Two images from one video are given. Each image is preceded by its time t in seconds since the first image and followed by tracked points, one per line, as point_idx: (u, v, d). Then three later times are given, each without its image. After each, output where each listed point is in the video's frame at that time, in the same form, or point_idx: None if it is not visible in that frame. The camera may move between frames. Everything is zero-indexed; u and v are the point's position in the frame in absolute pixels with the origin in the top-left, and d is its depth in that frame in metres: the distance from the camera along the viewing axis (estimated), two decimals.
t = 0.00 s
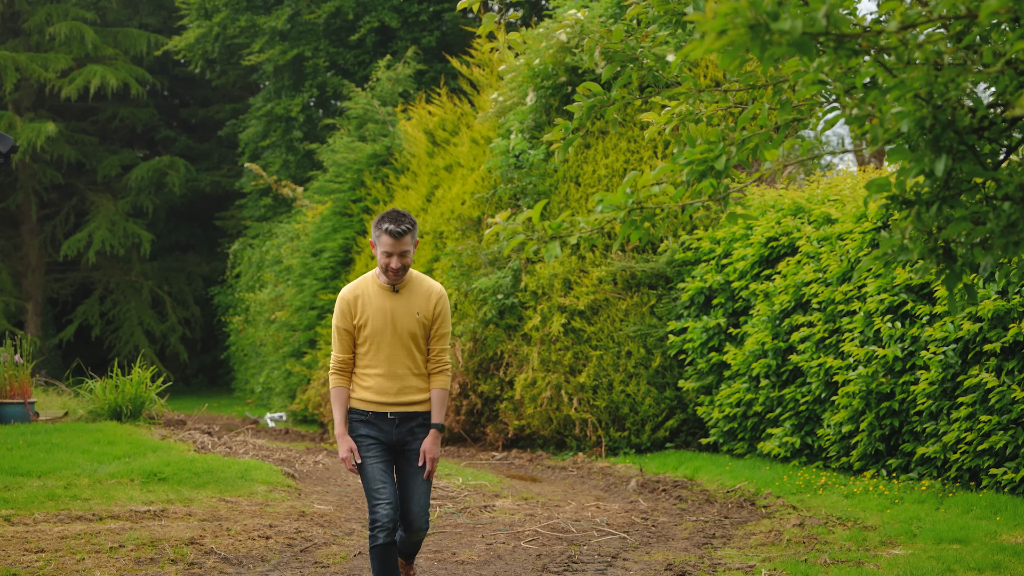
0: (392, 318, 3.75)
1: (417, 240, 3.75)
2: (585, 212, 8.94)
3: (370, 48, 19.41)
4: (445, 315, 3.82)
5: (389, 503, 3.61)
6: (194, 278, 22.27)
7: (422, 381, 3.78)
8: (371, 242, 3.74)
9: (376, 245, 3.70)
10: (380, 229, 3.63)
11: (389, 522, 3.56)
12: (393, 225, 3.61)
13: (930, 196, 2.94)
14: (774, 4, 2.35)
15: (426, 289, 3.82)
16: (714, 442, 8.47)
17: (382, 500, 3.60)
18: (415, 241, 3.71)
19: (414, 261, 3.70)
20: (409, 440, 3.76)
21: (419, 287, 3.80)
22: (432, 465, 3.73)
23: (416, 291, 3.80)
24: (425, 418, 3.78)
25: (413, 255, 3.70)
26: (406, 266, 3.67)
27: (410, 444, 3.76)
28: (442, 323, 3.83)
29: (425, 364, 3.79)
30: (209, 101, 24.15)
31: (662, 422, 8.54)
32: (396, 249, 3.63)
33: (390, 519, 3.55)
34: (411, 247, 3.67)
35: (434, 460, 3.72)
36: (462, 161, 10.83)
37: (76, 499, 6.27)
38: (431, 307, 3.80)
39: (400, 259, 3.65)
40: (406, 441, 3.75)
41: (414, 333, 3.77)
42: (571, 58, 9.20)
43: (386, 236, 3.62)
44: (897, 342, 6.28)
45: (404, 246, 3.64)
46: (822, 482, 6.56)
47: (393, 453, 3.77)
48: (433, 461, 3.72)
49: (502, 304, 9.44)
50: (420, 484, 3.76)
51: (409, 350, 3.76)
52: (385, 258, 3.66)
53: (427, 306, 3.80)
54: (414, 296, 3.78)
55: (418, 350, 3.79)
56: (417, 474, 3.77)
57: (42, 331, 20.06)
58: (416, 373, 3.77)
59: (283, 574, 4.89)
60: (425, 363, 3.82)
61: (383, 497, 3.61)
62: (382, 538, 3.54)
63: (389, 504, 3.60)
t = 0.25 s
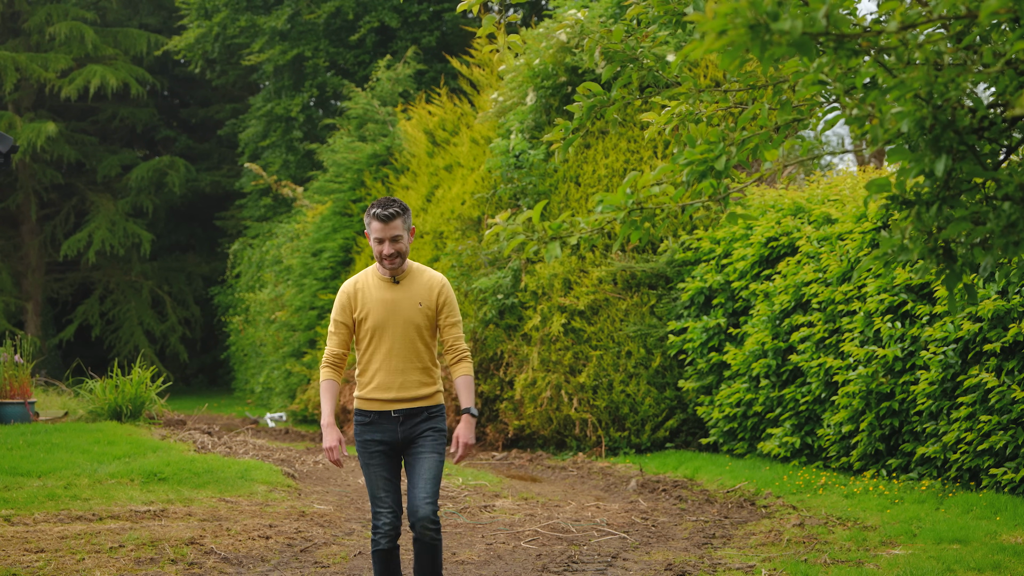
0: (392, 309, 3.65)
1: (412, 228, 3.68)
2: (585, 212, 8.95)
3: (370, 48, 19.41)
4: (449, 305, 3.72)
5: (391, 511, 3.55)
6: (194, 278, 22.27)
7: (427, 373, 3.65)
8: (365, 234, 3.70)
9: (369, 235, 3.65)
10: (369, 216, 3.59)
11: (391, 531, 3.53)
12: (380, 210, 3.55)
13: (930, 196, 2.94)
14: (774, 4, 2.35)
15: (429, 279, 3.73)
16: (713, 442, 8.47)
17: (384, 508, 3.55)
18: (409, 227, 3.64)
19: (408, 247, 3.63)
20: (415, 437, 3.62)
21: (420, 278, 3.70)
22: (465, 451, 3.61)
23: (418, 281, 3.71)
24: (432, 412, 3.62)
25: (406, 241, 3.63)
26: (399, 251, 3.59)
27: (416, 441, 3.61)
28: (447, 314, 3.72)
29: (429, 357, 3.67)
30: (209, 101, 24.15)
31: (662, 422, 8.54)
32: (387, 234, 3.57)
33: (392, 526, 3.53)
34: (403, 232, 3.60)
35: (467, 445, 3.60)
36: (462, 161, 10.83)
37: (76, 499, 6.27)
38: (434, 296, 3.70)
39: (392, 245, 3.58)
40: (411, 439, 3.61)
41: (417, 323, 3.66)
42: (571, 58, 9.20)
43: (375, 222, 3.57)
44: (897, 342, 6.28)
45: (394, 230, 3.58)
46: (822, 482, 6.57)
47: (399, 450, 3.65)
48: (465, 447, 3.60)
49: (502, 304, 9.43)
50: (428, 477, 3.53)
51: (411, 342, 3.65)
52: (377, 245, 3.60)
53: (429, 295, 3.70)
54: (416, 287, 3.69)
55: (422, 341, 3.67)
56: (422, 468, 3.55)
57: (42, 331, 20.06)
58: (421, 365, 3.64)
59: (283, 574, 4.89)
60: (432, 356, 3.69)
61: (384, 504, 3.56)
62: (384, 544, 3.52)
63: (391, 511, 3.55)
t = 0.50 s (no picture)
0: (402, 318, 3.49)
1: (421, 232, 3.56)
2: (585, 212, 8.96)
3: (370, 48, 19.41)
4: (464, 314, 3.52)
5: (394, 528, 3.46)
6: (194, 278, 22.27)
7: (437, 387, 3.46)
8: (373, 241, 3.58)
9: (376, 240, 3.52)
10: (376, 219, 3.47)
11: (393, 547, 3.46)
12: (386, 209, 3.45)
13: (930, 196, 2.95)
14: (774, 4, 2.35)
15: (444, 286, 3.54)
16: (714, 442, 8.47)
17: (387, 524, 3.46)
18: (417, 230, 3.52)
19: (417, 250, 3.49)
20: (424, 455, 3.44)
21: (434, 286, 3.52)
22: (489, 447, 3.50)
23: (432, 288, 3.52)
24: (441, 429, 3.44)
25: (413, 243, 3.49)
26: (407, 253, 3.45)
27: (425, 459, 3.44)
28: (463, 323, 3.52)
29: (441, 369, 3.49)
30: (210, 101, 24.14)
31: (662, 422, 8.54)
32: (392, 234, 3.44)
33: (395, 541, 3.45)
34: (410, 233, 3.47)
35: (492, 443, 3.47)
36: (462, 161, 10.82)
37: (76, 499, 6.27)
38: (448, 304, 3.51)
39: (399, 245, 3.45)
40: (420, 457, 3.44)
41: (429, 333, 3.48)
42: (571, 58, 9.21)
43: (382, 223, 3.45)
44: (897, 342, 6.28)
45: (400, 231, 3.45)
46: (822, 483, 6.57)
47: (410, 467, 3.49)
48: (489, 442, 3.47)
49: (502, 304, 9.42)
50: (438, 500, 3.36)
51: (423, 353, 3.46)
52: (384, 247, 3.47)
53: (443, 303, 3.51)
54: (429, 295, 3.51)
55: (435, 352, 3.49)
56: (432, 490, 3.39)
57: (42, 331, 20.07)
58: (432, 378, 3.47)
59: (283, 574, 4.88)
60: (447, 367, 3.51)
61: (388, 520, 3.46)
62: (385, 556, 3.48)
63: (394, 529, 3.46)
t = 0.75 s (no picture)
0: (418, 312, 3.36)
1: (437, 223, 3.45)
2: (585, 212, 8.96)
3: (370, 48, 19.41)
4: (481, 310, 3.39)
5: (404, 536, 3.25)
6: (194, 278, 22.27)
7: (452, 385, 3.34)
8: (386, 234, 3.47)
9: (389, 231, 3.42)
10: (389, 208, 3.38)
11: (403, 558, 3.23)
12: (399, 198, 3.36)
13: (930, 196, 2.95)
14: (774, 4, 2.35)
15: (460, 280, 3.42)
16: (713, 442, 8.48)
17: (397, 533, 3.25)
18: (432, 220, 3.41)
19: (432, 241, 3.38)
20: (439, 456, 3.30)
21: (451, 280, 3.40)
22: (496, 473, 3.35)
23: (448, 282, 3.40)
24: (458, 427, 3.30)
25: (428, 233, 3.38)
26: (422, 243, 3.34)
27: (441, 460, 3.30)
28: (480, 319, 3.39)
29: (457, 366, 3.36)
30: (209, 101, 24.14)
31: (662, 422, 8.54)
32: (406, 222, 3.33)
33: (406, 548, 3.24)
34: (425, 223, 3.37)
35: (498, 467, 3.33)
36: (462, 161, 10.82)
37: (76, 499, 6.27)
38: (465, 299, 3.38)
39: (414, 235, 3.34)
40: (435, 458, 3.29)
41: (445, 329, 3.35)
42: (571, 58, 9.21)
43: (395, 212, 3.35)
44: (897, 342, 6.28)
45: (416, 220, 3.34)
46: (822, 482, 6.57)
47: (425, 469, 3.33)
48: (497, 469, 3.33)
49: (502, 304, 9.40)
50: (453, 501, 3.24)
51: (440, 349, 3.34)
52: (397, 237, 3.37)
53: (460, 298, 3.38)
54: (446, 290, 3.39)
55: (450, 349, 3.36)
56: (447, 492, 3.26)
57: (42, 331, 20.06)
58: (447, 376, 3.34)
59: (283, 574, 4.88)
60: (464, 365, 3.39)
61: (399, 528, 3.25)
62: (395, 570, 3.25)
63: (404, 538, 3.24)
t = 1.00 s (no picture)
0: (421, 316, 3.35)
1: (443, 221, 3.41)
2: (585, 212, 8.97)
3: (370, 48, 19.40)
4: (486, 310, 3.36)
5: (404, 516, 3.16)
6: (194, 278, 22.27)
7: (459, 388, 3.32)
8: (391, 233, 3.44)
9: (395, 230, 3.39)
10: (397, 205, 3.34)
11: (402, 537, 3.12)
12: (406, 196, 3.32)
13: (930, 196, 2.95)
14: (774, 4, 2.34)
15: (464, 281, 3.39)
16: (713, 442, 8.48)
17: (396, 513, 3.17)
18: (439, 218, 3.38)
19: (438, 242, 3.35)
20: (444, 459, 3.31)
21: (454, 281, 3.38)
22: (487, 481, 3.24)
23: (451, 283, 3.38)
24: (465, 432, 3.31)
25: (435, 233, 3.35)
26: (427, 245, 3.31)
27: (446, 464, 3.30)
28: (485, 321, 3.36)
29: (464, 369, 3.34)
30: (209, 101, 24.14)
31: (662, 422, 8.55)
32: (414, 221, 3.29)
33: (403, 534, 3.13)
34: (432, 222, 3.33)
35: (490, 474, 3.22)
36: (462, 161, 10.82)
37: (76, 499, 6.27)
38: (468, 300, 3.36)
39: (420, 236, 3.31)
40: (441, 460, 3.30)
41: (449, 331, 3.34)
42: (571, 57, 9.21)
43: (403, 210, 3.32)
44: (897, 342, 6.28)
45: (423, 220, 3.31)
46: (822, 483, 6.57)
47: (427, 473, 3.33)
48: (490, 475, 3.23)
49: (502, 304, 9.38)
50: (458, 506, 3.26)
51: (445, 352, 3.33)
52: (404, 237, 3.34)
53: (465, 299, 3.35)
54: (449, 292, 3.36)
55: (456, 351, 3.35)
56: (449, 500, 3.28)
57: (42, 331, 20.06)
58: (454, 379, 3.33)
59: (283, 574, 4.88)
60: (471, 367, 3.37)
61: (397, 509, 3.18)
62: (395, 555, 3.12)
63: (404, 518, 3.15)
